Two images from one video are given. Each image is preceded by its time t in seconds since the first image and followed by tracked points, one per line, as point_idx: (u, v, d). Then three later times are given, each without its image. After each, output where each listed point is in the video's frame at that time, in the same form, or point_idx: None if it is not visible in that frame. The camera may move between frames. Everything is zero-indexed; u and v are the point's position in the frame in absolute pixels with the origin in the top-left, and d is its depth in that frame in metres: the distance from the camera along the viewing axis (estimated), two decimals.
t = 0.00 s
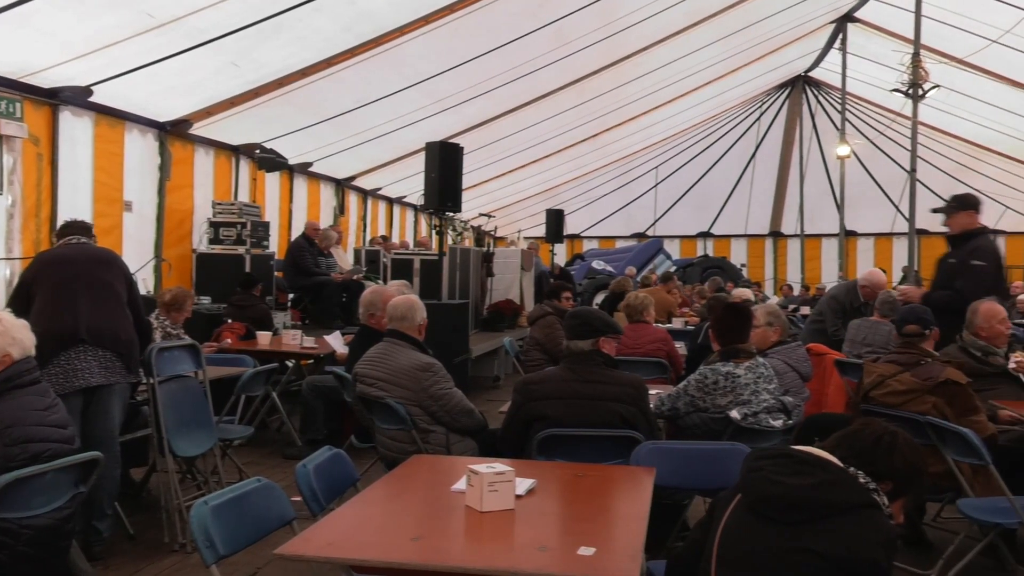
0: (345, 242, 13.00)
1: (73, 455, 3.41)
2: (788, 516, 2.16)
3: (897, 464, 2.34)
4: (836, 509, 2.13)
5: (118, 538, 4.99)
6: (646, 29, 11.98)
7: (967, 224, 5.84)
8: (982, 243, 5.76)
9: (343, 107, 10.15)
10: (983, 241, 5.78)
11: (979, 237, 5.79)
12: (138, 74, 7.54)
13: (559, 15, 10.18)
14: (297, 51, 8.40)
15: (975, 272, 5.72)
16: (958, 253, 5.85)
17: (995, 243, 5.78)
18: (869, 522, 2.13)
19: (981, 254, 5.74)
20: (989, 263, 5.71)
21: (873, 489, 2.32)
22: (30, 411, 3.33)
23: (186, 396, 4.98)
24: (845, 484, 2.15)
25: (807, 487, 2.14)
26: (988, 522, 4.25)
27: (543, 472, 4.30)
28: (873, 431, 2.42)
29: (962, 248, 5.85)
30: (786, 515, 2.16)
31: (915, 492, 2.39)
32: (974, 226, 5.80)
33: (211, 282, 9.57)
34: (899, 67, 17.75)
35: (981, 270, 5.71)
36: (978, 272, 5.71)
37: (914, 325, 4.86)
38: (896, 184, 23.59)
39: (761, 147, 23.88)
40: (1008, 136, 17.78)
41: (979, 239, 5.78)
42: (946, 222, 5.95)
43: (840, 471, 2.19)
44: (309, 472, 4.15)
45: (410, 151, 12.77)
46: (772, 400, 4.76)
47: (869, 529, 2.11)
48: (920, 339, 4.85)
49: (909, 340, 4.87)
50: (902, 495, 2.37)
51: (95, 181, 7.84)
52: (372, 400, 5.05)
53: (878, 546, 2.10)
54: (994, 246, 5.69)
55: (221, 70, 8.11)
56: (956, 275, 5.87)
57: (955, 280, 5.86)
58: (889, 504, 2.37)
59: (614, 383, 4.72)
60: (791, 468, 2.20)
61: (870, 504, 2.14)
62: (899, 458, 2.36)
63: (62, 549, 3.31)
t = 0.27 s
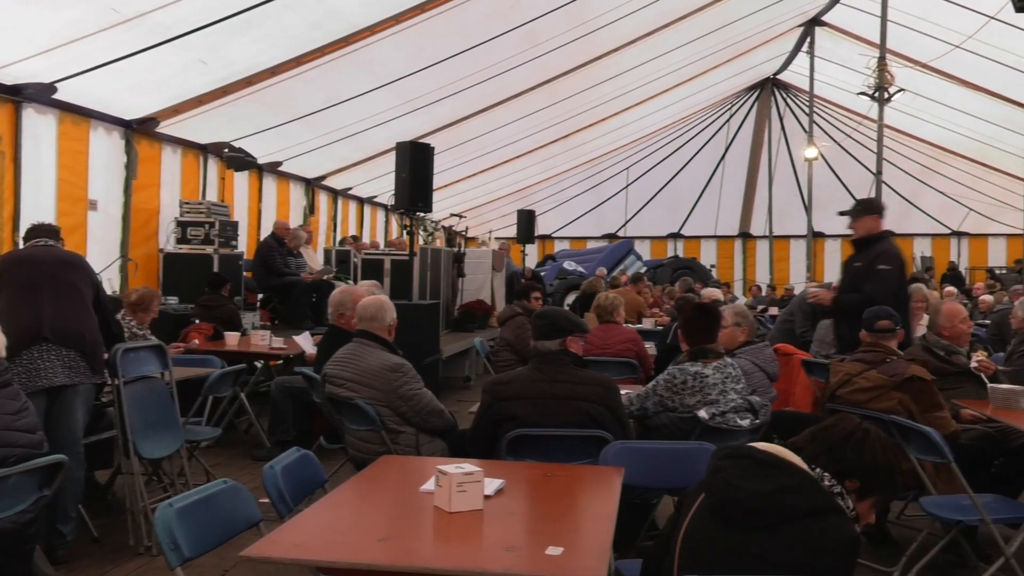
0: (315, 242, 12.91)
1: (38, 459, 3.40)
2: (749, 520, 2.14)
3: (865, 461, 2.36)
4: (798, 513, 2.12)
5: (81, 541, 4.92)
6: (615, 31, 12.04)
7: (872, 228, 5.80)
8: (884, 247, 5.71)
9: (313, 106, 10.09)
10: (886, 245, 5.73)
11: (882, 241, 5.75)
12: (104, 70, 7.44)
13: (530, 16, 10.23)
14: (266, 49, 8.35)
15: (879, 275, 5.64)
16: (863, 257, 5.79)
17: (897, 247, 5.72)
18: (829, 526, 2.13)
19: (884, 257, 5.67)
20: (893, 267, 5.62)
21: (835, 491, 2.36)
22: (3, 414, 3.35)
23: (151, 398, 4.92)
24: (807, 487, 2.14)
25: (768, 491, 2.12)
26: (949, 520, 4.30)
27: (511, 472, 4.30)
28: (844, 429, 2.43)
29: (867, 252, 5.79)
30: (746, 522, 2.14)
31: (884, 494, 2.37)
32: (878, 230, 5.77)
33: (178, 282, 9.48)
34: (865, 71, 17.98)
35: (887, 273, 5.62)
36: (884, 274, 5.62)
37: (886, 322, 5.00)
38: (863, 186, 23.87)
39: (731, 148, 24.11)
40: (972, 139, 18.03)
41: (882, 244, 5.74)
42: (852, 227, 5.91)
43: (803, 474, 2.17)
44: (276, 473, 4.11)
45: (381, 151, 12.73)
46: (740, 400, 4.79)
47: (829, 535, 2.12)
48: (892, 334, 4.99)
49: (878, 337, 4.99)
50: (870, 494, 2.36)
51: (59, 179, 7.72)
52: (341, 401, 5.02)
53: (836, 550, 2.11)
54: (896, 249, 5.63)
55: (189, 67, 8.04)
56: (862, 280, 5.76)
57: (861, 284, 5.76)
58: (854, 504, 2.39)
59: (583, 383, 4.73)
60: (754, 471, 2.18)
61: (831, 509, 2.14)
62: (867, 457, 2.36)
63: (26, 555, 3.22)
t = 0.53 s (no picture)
0: (284, 242, 12.82)
1: None
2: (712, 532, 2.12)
3: (834, 469, 2.31)
4: (762, 529, 2.09)
5: (43, 545, 4.85)
6: (584, 32, 12.08)
7: (775, 232, 5.69)
8: (787, 251, 5.62)
9: (282, 105, 10.03)
10: (787, 250, 5.64)
11: (784, 245, 5.66)
12: (68, 67, 7.35)
13: (500, 16, 10.26)
14: (234, 47, 8.29)
15: (780, 279, 5.54)
16: (765, 260, 5.67)
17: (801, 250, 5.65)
18: (793, 540, 2.10)
19: (787, 261, 5.58)
20: (794, 270, 5.54)
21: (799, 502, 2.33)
22: None
23: (116, 399, 4.86)
24: (772, 503, 2.10)
25: (733, 505, 2.10)
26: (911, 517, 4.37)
27: (478, 472, 4.31)
28: (816, 434, 2.37)
29: (769, 255, 5.68)
30: (708, 536, 2.12)
31: (854, 499, 2.33)
32: (781, 234, 5.67)
33: (143, 283, 9.38)
34: (831, 74, 18.20)
35: (788, 277, 5.52)
36: (784, 279, 5.52)
37: (851, 323, 5.05)
38: (829, 188, 24.14)
39: (700, 149, 24.29)
40: (935, 142, 18.28)
41: (784, 248, 5.65)
42: (755, 229, 5.77)
43: (771, 488, 2.13)
44: (243, 475, 4.08)
45: (351, 151, 12.67)
46: (708, 400, 4.82)
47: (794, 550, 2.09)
48: (855, 335, 5.05)
49: (845, 337, 5.06)
50: (837, 500, 2.32)
51: (22, 177, 7.59)
52: (310, 402, 4.99)
53: (800, 565, 2.09)
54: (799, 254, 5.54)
55: (156, 64, 7.95)
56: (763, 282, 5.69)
57: (763, 287, 5.65)
58: (819, 511, 2.35)
59: (551, 382, 4.76)
60: (719, 484, 2.14)
61: (798, 523, 2.10)
62: (836, 462, 2.31)
63: None
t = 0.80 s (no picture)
0: (256, 241, 12.72)
1: None
2: (677, 530, 2.21)
3: (792, 460, 2.34)
4: (728, 522, 2.17)
5: (10, 549, 4.78)
6: (557, 32, 12.10)
7: (699, 226, 5.67)
8: (711, 244, 5.60)
9: (254, 103, 9.96)
10: (711, 243, 5.62)
11: (708, 239, 5.64)
12: (35, 64, 7.25)
13: (474, 16, 10.26)
14: (205, 44, 8.23)
15: (702, 272, 5.53)
16: (690, 254, 5.67)
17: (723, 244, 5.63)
18: (759, 531, 2.18)
19: (710, 254, 5.57)
20: (716, 263, 5.53)
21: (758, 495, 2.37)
22: None
23: (85, 400, 4.79)
24: (735, 497, 2.17)
25: (697, 503, 2.17)
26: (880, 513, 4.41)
27: (451, 472, 4.30)
28: (774, 426, 2.40)
29: (694, 250, 5.67)
30: (675, 532, 2.21)
31: (812, 489, 2.37)
32: (704, 227, 5.64)
33: (113, 283, 9.29)
34: (803, 75, 18.35)
35: (711, 269, 5.51)
36: (708, 271, 5.50)
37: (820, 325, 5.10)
38: (801, 189, 24.36)
39: (673, 150, 24.40)
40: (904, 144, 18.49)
41: (707, 241, 5.63)
42: (680, 224, 5.76)
43: (732, 483, 2.21)
44: (213, 476, 4.05)
45: (324, 150, 12.61)
46: (681, 399, 4.85)
47: (758, 541, 2.18)
48: (821, 333, 5.10)
49: (813, 335, 5.10)
50: (796, 491, 2.35)
51: None
52: (282, 403, 4.96)
53: (764, 553, 2.18)
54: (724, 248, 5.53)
55: (125, 62, 7.87)
56: (688, 276, 5.69)
57: (688, 280, 5.66)
58: (779, 502, 2.39)
59: (524, 382, 4.77)
60: (683, 481, 2.21)
61: (761, 515, 2.19)
62: (794, 454, 2.35)
63: None
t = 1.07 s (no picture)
0: (224, 241, 12.59)
1: None
2: (640, 531, 2.22)
3: (754, 454, 2.33)
4: (690, 520, 2.18)
5: None
6: (526, 32, 12.13)
7: (610, 227, 5.74)
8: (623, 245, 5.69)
9: (221, 101, 9.87)
10: (623, 243, 5.70)
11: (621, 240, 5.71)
12: None
13: (443, 14, 10.27)
14: (172, 41, 8.14)
15: (616, 274, 5.63)
16: (602, 254, 5.73)
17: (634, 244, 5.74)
18: (722, 528, 2.19)
19: (623, 255, 5.68)
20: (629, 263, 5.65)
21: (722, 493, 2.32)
22: None
23: (49, 401, 4.71)
24: (697, 495, 2.18)
25: (658, 504, 2.18)
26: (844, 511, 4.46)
27: (420, 472, 4.29)
28: (734, 422, 2.40)
29: (606, 250, 5.74)
30: (639, 531, 2.22)
31: (772, 485, 2.36)
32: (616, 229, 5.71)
33: (76, 281, 9.26)
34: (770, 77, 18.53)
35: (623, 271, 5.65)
36: (621, 273, 5.64)
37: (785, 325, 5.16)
38: (769, 189, 24.56)
39: (643, 151, 24.55)
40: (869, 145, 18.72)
41: (618, 242, 5.69)
42: (593, 226, 5.80)
43: (696, 481, 2.21)
44: (178, 477, 4.00)
45: (293, 149, 12.52)
46: (649, 399, 4.89)
47: (721, 539, 2.19)
48: (784, 333, 5.16)
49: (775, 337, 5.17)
50: (757, 486, 2.34)
51: None
52: (250, 403, 4.92)
53: (728, 550, 2.19)
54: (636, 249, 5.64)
55: (89, 58, 7.76)
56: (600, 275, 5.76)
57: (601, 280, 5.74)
58: (740, 497, 2.37)
59: (493, 381, 4.77)
60: (645, 481, 2.21)
61: (723, 514, 2.20)
62: (756, 449, 2.33)
63: None
